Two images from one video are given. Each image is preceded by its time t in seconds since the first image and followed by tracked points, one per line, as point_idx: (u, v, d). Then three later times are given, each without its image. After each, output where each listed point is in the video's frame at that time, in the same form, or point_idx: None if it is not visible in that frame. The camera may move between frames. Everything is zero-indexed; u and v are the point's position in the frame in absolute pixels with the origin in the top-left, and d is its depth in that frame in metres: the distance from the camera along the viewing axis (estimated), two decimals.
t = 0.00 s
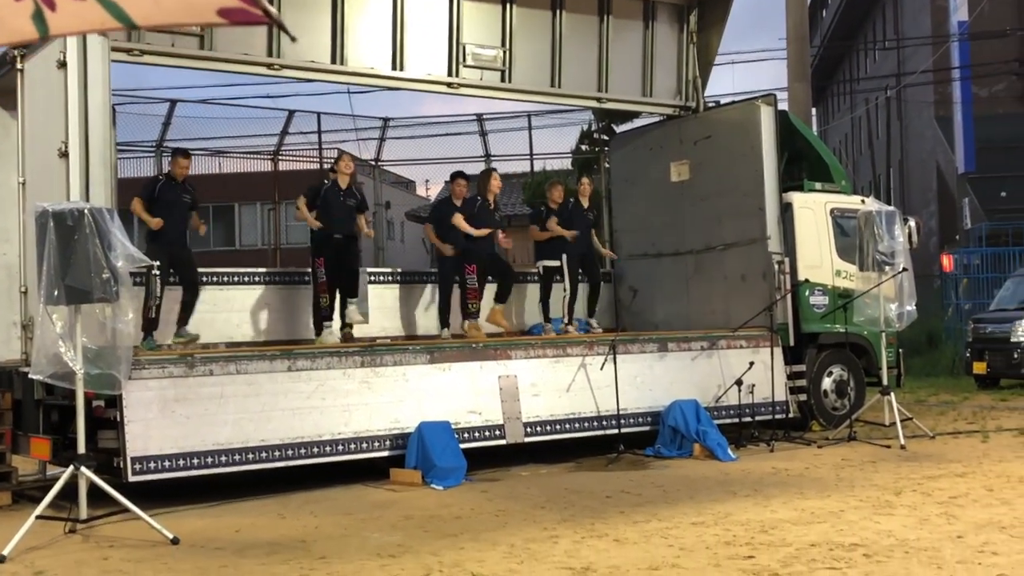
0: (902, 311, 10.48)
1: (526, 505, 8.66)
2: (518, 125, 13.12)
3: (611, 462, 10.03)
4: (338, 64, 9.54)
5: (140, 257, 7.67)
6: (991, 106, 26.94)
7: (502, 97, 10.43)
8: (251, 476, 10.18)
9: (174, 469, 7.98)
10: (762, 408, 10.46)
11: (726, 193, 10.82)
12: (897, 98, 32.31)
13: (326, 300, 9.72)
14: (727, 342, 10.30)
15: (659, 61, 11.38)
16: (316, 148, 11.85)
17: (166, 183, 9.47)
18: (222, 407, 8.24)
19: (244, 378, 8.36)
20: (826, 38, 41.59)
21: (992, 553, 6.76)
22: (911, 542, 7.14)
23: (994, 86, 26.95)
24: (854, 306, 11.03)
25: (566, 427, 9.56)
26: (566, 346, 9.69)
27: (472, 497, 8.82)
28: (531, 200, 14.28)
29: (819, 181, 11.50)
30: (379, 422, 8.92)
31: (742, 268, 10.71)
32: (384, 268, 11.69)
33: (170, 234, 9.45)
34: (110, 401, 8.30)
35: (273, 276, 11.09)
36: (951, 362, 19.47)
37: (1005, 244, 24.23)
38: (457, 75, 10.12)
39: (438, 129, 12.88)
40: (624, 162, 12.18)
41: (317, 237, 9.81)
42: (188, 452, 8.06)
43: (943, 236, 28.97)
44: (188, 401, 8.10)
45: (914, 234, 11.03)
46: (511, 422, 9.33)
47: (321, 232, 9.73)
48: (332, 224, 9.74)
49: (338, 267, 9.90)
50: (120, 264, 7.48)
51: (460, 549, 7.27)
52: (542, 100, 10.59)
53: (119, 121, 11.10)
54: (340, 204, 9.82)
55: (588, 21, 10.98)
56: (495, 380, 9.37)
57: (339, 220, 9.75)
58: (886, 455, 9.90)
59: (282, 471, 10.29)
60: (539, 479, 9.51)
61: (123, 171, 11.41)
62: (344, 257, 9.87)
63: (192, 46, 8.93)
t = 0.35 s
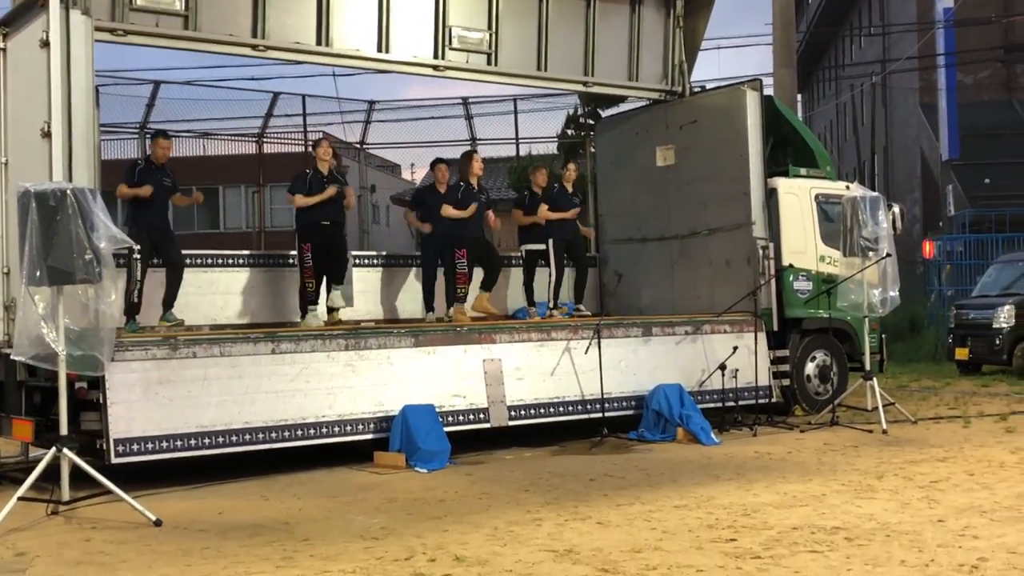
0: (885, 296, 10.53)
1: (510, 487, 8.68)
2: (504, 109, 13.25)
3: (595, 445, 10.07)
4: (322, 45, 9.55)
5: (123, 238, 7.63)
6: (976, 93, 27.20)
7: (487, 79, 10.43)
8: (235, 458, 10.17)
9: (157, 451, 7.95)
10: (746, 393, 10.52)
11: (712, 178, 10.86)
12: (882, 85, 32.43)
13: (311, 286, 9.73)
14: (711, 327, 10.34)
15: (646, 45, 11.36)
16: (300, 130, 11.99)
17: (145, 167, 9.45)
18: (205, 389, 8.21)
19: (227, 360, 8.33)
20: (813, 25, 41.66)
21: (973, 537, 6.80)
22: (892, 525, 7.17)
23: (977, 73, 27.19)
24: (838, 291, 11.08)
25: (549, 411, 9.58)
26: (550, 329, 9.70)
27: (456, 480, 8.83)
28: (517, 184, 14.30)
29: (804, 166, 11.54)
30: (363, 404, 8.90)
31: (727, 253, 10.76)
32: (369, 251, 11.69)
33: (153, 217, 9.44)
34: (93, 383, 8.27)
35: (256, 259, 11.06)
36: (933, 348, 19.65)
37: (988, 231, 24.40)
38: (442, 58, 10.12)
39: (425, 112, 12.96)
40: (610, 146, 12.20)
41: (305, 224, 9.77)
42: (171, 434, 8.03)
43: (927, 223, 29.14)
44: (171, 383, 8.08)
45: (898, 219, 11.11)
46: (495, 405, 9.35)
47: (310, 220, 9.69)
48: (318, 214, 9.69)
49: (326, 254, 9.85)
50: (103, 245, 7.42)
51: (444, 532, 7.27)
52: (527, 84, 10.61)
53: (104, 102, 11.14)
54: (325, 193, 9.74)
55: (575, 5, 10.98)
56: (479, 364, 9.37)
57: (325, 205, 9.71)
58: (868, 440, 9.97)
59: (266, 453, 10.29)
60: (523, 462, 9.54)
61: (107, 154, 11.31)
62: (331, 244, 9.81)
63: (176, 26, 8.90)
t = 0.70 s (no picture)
0: (871, 286, 10.58)
1: (496, 476, 8.68)
2: (491, 98, 13.26)
3: (582, 434, 10.09)
4: (308, 32, 9.51)
5: (106, 225, 7.63)
6: (961, 83, 27.32)
7: (474, 67, 10.42)
8: (220, 446, 10.13)
9: (141, 440, 7.91)
10: (732, 381, 10.56)
11: (699, 167, 10.89)
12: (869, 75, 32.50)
13: (320, 262, 9.71)
14: (697, 316, 10.37)
15: (633, 33, 11.35)
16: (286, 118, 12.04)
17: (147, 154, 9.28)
18: (190, 377, 8.16)
19: (212, 348, 8.29)
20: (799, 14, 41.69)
21: (957, 525, 6.83)
22: (877, 514, 7.20)
23: (964, 63, 27.37)
24: (823, 279, 11.10)
25: (535, 399, 9.58)
26: (537, 318, 9.70)
27: (441, 469, 8.82)
28: (504, 173, 14.29)
29: (790, 155, 11.56)
30: (349, 392, 8.86)
31: (713, 242, 10.79)
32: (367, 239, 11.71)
33: (160, 202, 9.29)
34: (76, 370, 8.22)
35: (260, 246, 11.10)
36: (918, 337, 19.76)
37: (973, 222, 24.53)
38: (429, 45, 10.11)
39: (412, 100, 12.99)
40: (598, 135, 12.21)
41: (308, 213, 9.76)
42: (155, 422, 7.98)
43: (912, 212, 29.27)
44: (156, 370, 8.03)
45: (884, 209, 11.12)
46: (481, 393, 9.34)
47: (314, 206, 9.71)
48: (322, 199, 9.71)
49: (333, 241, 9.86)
50: (87, 232, 7.43)
51: (430, 520, 7.26)
52: (514, 72, 10.59)
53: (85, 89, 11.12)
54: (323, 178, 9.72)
55: None
56: (466, 352, 9.36)
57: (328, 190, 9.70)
58: (854, 429, 10.00)
59: (252, 440, 10.26)
60: (510, 451, 9.54)
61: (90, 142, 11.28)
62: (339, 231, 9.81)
63: (160, 11, 8.81)
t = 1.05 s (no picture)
0: (858, 284, 10.66)
1: (483, 473, 8.68)
2: (478, 95, 13.30)
3: (568, 431, 10.11)
4: (296, 28, 9.50)
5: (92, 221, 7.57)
6: (947, 83, 27.27)
7: (461, 64, 10.43)
8: (206, 443, 10.10)
9: (127, 436, 7.87)
10: (718, 379, 10.60)
11: (685, 165, 10.93)
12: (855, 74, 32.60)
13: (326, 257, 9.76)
14: (684, 314, 10.40)
15: (621, 31, 11.37)
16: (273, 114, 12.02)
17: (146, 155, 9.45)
18: (176, 373, 8.13)
19: (198, 344, 8.25)
20: (786, 13, 41.77)
21: (942, 523, 6.86)
22: (863, 512, 7.23)
23: (949, 63, 27.28)
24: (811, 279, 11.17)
25: (522, 397, 9.59)
26: (524, 315, 9.70)
27: (428, 466, 8.82)
28: (492, 170, 14.30)
29: (778, 154, 11.60)
30: (336, 389, 8.84)
31: (700, 240, 10.83)
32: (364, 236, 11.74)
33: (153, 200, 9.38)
34: (60, 366, 8.15)
35: (258, 241, 11.15)
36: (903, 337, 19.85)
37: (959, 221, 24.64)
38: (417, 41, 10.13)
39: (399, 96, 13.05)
40: (585, 133, 12.23)
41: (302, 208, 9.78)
42: (141, 418, 7.95)
43: (898, 212, 29.41)
44: (142, 366, 7.99)
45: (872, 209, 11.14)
46: (468, 391, 9.34)
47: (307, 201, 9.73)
48: (314, 194, 9.76)
49: (330, 231, 9.92)
50: (73, 227, 7.37)
51: (416, 518, 7.26)
52: (502, 69, 10.60)
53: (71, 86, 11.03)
54: (317, 171, 9.81)
55: None
56: (453, 349, 9.35)
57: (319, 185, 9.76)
58: (840, 427, 10.04)
59: (238, 437, 10.24)
60: (496, 448, 9.55)
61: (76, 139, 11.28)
62: (334, 226, 9.87)
63: (148, 5, 8.77)
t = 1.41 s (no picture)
0: (846, 294, 10.68)
1: (472, 483, 8.66)
2: (468, 104, 13.32)
3: (558, 440, 10.10)
4: (285, 36, 9.51)
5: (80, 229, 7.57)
6: (936, 94, 27.43)
7: (451, 73, 10.47)
8: (194, 453, 10.06)
9: (115, 445, 7.83)
10: (708, 389, 10.61)
11: (675, 174, 10.95)
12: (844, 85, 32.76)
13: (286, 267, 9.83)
14: (674, 323, 10.42)
15: (610, 41, 11.43)
16: (263, 123, 12.02)
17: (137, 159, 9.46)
18: (165, 382, 8.10)
19: (187, 353, 8.22)
20: (776, 24, 41.96)
21: (931, 533, 6.87)
22: (852, 521, 7.23)
23: (938, 73, 27.44)
24: (801, 289, 11.31)
25: (512, 406, 9.59)
26: (514, 325, 9.70)
27: (417, 476, 8.80)
28: (482, 179, 14.33)
29: (767, 164, 11.65)
30: (325, 399, 8.82)
31: (689, 250, 10.83)
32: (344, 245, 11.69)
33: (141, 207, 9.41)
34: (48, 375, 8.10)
35: (234, 250, 11.06)
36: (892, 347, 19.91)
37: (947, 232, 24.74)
38: (407, 50, 10.12)
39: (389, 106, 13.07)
40: (576, 141, 12.27)
41: (281, 211, 9.78)
42: (129, 428, 7.91)
43: (887, 222, 29.52)
44: (130, 375, 7.95)
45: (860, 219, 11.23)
46: (458, 400, 9.32)
47: (284, 204, 9.73)
48: (292, 197, 9.74)
49: (303, 240, 9.83)
50: (62, 236, 7.38)
51: (405, 528, 7.24)
52: (492, 78, 10.64)
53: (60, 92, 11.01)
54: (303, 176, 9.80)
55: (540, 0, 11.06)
56: (442, 358, 9.34)
57: (298, 190, 9.75)
58: (829, 437, 10.06)
59: (227, 446, 10.20)
60: (486, 458, 9.53)
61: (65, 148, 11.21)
62: (307, 232, 9.80)
63: (138, 14, 8.79)
